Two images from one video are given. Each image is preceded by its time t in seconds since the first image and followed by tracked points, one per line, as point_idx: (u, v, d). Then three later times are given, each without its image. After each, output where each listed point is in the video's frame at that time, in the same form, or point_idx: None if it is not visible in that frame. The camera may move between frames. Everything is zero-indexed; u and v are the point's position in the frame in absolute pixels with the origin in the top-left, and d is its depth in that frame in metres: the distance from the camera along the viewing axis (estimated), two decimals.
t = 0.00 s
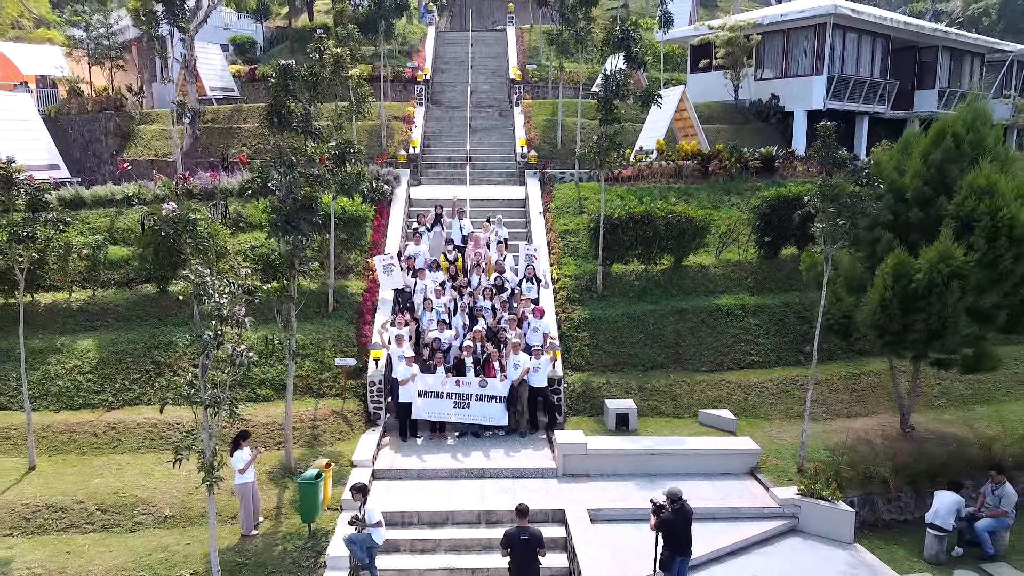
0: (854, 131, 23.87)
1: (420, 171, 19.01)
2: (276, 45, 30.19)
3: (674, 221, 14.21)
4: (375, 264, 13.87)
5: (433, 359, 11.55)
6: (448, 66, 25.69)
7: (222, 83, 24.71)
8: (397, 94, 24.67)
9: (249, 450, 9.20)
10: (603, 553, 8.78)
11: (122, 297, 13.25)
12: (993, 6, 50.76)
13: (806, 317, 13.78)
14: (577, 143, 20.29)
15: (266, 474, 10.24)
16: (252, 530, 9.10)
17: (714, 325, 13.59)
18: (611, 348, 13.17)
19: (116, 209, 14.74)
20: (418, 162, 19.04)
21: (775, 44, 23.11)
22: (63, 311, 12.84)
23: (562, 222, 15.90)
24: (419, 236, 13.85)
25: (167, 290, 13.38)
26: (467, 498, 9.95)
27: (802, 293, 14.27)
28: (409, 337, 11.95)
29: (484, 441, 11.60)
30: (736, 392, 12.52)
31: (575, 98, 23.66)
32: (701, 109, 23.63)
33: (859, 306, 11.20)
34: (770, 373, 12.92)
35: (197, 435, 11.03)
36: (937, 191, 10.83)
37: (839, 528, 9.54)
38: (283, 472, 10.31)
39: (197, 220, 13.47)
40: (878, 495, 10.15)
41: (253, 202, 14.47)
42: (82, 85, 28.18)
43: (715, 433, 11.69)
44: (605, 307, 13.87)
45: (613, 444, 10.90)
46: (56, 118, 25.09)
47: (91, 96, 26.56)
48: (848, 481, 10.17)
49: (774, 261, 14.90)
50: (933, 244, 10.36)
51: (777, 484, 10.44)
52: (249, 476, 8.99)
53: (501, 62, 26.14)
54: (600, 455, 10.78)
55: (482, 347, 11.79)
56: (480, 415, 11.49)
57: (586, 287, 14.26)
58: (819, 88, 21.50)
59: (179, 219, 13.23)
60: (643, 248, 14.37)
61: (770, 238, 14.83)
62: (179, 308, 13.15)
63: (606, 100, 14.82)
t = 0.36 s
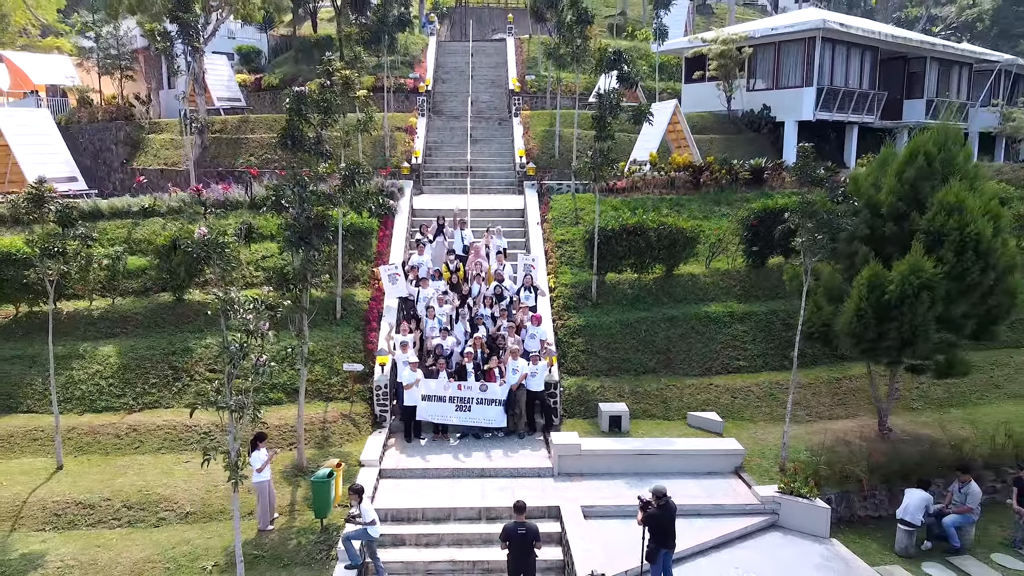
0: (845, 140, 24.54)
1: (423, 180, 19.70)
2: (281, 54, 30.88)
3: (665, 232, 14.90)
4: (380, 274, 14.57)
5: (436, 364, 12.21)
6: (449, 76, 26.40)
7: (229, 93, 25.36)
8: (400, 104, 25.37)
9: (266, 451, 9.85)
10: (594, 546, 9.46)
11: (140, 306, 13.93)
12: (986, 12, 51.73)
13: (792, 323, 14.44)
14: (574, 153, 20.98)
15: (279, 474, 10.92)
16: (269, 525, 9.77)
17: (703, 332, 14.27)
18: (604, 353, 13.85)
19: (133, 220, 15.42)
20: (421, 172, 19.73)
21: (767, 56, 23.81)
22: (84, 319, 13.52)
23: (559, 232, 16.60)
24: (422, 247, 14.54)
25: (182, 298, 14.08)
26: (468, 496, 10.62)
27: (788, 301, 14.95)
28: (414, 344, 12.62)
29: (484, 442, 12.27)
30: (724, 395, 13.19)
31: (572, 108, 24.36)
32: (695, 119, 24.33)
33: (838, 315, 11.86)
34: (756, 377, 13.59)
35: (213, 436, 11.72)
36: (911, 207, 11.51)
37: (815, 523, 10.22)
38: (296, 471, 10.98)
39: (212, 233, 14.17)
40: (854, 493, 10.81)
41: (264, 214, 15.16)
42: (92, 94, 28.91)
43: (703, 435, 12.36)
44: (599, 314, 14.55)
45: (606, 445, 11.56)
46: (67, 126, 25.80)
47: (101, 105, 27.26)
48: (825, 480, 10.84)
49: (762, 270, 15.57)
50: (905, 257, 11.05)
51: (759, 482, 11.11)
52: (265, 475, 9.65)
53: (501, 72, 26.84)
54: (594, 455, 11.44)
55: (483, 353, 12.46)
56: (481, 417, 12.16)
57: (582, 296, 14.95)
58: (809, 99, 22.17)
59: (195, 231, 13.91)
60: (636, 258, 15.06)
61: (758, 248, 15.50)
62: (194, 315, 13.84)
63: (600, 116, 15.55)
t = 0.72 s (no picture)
0: (835, 149, 25.26)
1: (425, 190, 20.41)
2: (285, 63, 31.57)
3: (657, 243, 15.63)
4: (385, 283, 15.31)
5: (438, 369, 12.91)
6: (450, 86, 27.15)
7: (235, 103, 25.99)
8: (402, 114, 26.09)
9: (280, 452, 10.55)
10: (586, 541, 10.15)
11: (157, 313, 14.65)
12: (979, 18, 52.68)
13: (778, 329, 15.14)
14: (571, 163, 21.70)
15: (292, 472, 11.63)
16: (283, 521, 10.47)
17: (693, 338, 14.98)
18: (599, 358, 14.57)
19: (149, 231, 16.15)
20: (423, 182, 20.45)
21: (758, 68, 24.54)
22: (105, 326, 14.24)
23: (556, 241, 17.34)
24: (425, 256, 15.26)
25: (197, 306, 14.79)
26: (469, 493, 11.32)
27: (774, 308, 15.66)
28: (417, 349, 13.31)
29: (484, 442, 12.97)
30: (712, 398, 13.88)
31: (570, 118, 25.07)
32: (689, 129, 25.05)
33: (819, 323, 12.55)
34: (742, 381, 14.30)
35: (229, 438, 12.42)
36: (887, 221, 12.20)
37: (794, 519, 10.91)
38: (307, 470, 11.69)
39: (227, 245, 14.89)
40: (832, 490, 11.52)
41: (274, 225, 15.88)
42: (102, 103, 29.70)
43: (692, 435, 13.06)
44: (594, 321, 15.26)
45: (600, 446, 12.26)
46: (78, 135, 26.56)
47: (111, 115, 27.98)
48: (805, 479, 11.54)
49: (750, 278, 16.26)
50: (880, 269, 11.75)
51: (743, 481, 11.81)
52: (279, 474, 10.35)
53: (501, 81, 27.56)
54: (588, 455, 12.13)
55: (483, 358, 13.13)
56: (481, 419, 12.84)
57: (577, 303, 15.67)
58: (799, 110, 22.86)
59: (210, 244, 14.64)
60: (629, 267, 15.78)
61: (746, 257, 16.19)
62: (208, 323, 14.55)
63: (595, 132, 16.31)
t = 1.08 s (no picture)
0: (825, 159, 26.00)
1: (427, 200, 21.16)
2: (289, 72, 32.27)
3: (650, 254, 16.39)
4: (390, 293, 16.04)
5: (441, 376, 13.62)
6: (451, 96, 27.92)
7: (242, 114, 26.63)
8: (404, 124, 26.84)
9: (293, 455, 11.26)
10: (580, 538, 10.87)
11: (173, 323, 15.40)
12: (973, 25, 53.24)
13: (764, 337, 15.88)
14: (569, 174, 22.45)
15: (304, 473, 12.36)
16: (297, 519, 11.21)
17: (683, 345, 15.71)
18: (594, 364, 15.30)
19: (164, 243, 16.91)
20: (425, 193, 21.21)
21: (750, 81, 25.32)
22: (124, 334, 14.99)
23: (553, 251, 18.09)
24: (428, 267, 15.98)
25: (212, 316, 15.55)
26: (470, 493, 12.04)
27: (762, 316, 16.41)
28: (420, 357, 13.99)
29: (485, 445, 13.69)
30: (701, 402, 14.61)
31: (567, 129, 25.81)
32: (683, 139, 25.79)
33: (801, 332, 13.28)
34: (730, 386, 15.04)
35: (243, 441, 13.17)
36: (865, 237, 12.92)
37: (776, 517, 11.64)
38: (318, 472, 12.43)
39: (239, 257, 15.63)
40: (812, 490, 12.25)
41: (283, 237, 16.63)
42: (111, 113, 30.51)
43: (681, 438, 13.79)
44: (590, 329, 16.00)
45: (594, 448, 12.98)
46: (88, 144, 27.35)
47: (120, 125, 28.67)
48: (787, 480, 12.27)
49: (739, 287, 16.99)
50: (858, 282, 12.48)
51: (728, 482, 12.54)
52: (293, 476, 11.06)
53: (501, 92, 28.29)
54: (582, 457, 12.85)
55: (483, 366, 13.83)
56: (481, 423, 13.55)
57: (573, 312, 16.40)
58: (789, 122, 23.58)
59: (224, 256, 15.38)
60: (623, 277, 16.53)
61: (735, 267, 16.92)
62: (222, 331, 15.31)
63: (590, 149, 17.11)
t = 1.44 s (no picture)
0: (816, 168, 26.76)
1: (429, 210, 21.94)
2: (294, 82, 33.01)
3: (643, 265, 17.17)
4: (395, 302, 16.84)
5: (444, 381, 14.38)
6: (452, 106, 28.73)
7: (248, 124, 27.35)
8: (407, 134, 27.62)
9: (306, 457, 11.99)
10: (574, 535, 11.60)
11: (188, 331, 16.18)
12: (967, 32, 53.82)
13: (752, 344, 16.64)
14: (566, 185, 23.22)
15: (315, 474, 13.11)
16: (309, 517, 11.93)
17: (675, 351, 16.47)
18: (589, 371, 16.05)
19: (179, 254, 17.69)
20: (427, 203, 21.99)
21: (743, 94, 26.10)
22: (142, 342, 15.76)
23: (551, 262, 18.88)
24: (431, 277, 16.72)
25: (225, 324, 16.32)
26: (472, 493, 12.77)
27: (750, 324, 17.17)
28: (423, 363, 14.72)
29: (485, 448, 14.43)
30: (692, 406, 15.36)
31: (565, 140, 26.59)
32: (678, 149, 26.55)
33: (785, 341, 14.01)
34: (719, 391, 15.79)
35: (257, 444, 13.93)
36: (845, 251, 13.67)
37: (759, 516, 12.39)
38: (328, 473, 13.18)
39: (251, 268, 16.40)
40: (794, 490, 13.01)
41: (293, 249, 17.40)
42: (120, 122, 31.29)
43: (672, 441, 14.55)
44: (585, 337, 16.75)
45: (589, 451, 13.71)
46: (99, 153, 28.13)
47: (130, 134, 29.43)
48: (770, 480, 13.02)
49: (729, 296, 17.74)
50: (838, 294, 13.22)
51: (716, 482, 13.30)
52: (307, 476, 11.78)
53: (501, 102, 29.08)
54: (577, 459, 13.58)
55: (484, 372, 14.56)
56: (482, 427, 14.27)
57: (570, 320, 17.16)
58: (780, 133, 24.31)
59: (237, 267, 16.13)
60: (617, 287, 17.30)
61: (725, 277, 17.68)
62: (235, 339, 16.08)
63: (586, 165, 17.90)
